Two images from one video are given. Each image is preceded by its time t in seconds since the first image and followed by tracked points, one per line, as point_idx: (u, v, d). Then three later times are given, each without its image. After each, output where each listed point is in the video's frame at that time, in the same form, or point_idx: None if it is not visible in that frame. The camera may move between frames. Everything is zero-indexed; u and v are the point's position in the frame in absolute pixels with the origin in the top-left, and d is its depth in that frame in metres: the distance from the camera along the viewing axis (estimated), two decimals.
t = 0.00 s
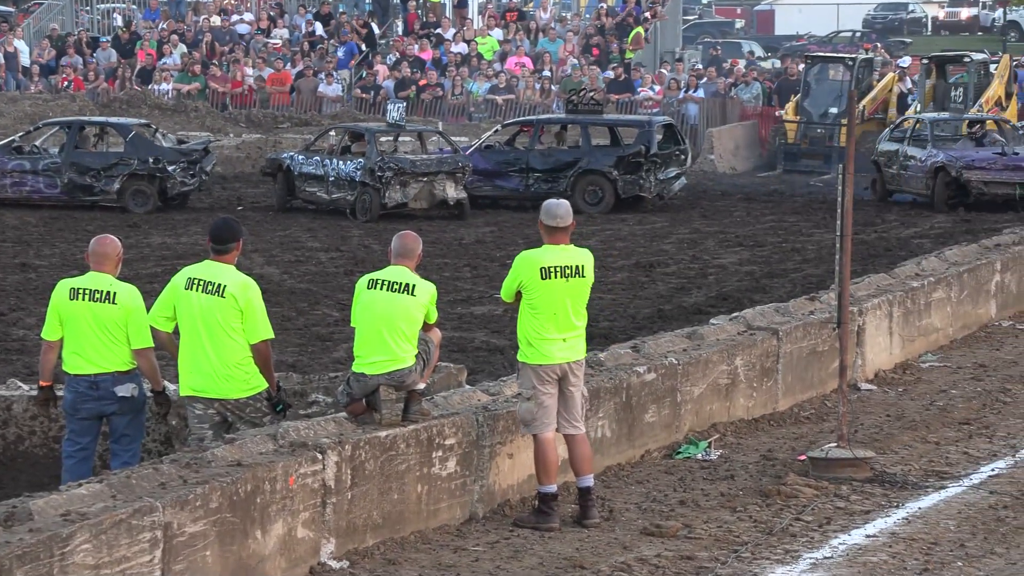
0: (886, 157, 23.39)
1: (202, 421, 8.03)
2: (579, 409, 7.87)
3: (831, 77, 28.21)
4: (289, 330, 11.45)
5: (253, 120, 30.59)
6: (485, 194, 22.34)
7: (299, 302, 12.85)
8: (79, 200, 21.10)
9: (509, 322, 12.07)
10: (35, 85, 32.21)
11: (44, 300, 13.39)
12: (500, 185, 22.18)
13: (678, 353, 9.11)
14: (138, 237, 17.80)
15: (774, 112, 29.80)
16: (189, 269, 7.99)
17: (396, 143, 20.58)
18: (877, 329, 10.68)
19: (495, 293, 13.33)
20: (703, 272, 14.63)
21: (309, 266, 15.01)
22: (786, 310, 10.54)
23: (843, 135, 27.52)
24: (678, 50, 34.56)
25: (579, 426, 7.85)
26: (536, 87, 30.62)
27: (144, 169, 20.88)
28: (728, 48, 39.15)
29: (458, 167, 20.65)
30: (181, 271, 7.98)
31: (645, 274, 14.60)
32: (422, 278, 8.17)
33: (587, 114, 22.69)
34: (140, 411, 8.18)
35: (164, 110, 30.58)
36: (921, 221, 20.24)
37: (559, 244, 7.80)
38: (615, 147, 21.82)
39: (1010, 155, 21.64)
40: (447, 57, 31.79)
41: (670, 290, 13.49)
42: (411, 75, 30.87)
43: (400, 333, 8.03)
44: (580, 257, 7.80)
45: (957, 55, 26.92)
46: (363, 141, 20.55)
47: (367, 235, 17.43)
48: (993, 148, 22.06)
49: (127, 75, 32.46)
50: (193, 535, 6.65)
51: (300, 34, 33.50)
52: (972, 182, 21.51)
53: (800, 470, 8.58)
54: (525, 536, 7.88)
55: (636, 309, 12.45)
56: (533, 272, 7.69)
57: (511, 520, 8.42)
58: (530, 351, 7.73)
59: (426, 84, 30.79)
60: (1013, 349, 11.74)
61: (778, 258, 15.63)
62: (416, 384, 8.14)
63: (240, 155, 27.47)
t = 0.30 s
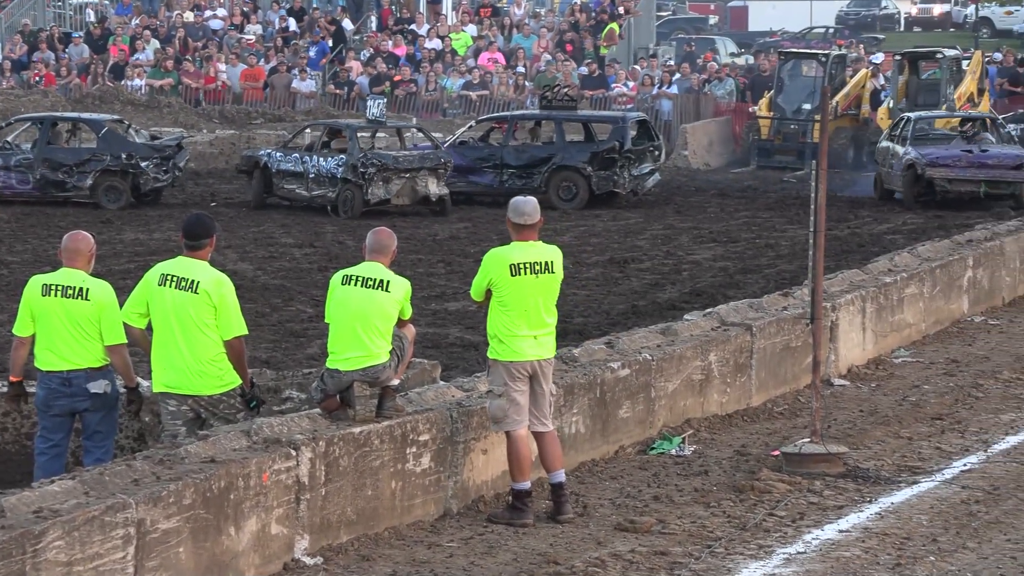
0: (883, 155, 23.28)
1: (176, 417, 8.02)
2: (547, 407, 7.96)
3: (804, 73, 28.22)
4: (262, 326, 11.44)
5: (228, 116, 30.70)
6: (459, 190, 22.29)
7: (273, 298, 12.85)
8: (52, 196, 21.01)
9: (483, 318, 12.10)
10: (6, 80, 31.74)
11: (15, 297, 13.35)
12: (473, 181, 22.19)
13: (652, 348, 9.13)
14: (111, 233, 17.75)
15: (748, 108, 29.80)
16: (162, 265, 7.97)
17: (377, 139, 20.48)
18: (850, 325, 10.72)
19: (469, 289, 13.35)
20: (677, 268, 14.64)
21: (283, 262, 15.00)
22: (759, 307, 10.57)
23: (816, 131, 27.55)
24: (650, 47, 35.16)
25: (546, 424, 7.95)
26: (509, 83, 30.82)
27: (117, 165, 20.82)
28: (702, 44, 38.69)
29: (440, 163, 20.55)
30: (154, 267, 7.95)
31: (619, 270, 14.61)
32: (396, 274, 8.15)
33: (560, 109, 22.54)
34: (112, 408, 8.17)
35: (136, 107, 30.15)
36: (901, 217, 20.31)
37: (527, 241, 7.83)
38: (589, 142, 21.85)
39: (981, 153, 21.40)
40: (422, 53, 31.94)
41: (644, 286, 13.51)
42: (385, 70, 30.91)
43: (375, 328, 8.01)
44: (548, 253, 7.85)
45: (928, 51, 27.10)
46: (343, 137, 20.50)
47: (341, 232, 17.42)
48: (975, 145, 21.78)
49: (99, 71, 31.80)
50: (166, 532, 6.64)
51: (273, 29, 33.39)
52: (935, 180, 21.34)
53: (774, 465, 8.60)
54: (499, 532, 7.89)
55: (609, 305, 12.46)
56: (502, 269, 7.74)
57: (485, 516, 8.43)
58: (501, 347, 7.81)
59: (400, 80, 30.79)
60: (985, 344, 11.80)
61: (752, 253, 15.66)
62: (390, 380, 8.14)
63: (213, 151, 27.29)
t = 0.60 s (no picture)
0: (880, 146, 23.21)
1: (164, 413, 8.00)
2: (535, 403, 7.99)
3: (792, 69, 28.10)
4: (250, 321, 11.45)
5: (215, 111, 30.59)
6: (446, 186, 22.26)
7: (261, 294, 12.85)
8: (39, 191, 20.98)
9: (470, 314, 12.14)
10: None
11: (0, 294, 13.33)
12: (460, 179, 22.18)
13: (640, 344, 9.14)
14: (98, 228, 17.73)
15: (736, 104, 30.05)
16: (150, 261, 7.95)
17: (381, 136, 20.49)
18: (838, 320, 10.74)
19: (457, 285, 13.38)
20: (665, 264, 14.65)
21: (271, 258, 15.00)
22: (747, 301, 10.61)
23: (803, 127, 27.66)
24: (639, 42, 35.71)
25: (536, 419, 7.99)
26: (498, 78, 30.77)
27: (104, 161, 20.78)
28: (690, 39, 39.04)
29: (445, 159, 20.63)
30: (142, 263, 7.94)
31: (607, 265, 14.62)
32: (385, 270, 8.16)
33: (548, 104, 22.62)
34: (100, 404, 8.18)
35: (123, 102, 30.27)
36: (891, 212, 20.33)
37: (512, 236, 7.90)
38: (577, 138, 21.89)
39: (951, 151, 21.29)
40: (409, 49, 31.72)
41: (632, 282, 13.51)
42: (375, 66, 30.75)
43: (363, 324, 8.01)
44: (533, 248, 7.93)
45: (915, 47, 27.03)
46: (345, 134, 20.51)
47: (329, 227, 17.42)
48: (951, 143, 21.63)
49: (87, 66, 31.97)
50: (154, 528, 6.62)
51: (260, 25, 32.84)
52: (900, 178, 21.40)
53: (762, 461, 8.61)
54: (488, 528, 7.89)
55: (598, 301, 12.48)
56: (488, 265, 7.80)
57: (473, 512, 8.43)
58: (487, 344, 7.84)
59: (388, 75, 30.60)
60: (972, 339, 11.83)
61: (740, 249, 15.67)
62: (378, 376, 8.14)
63: (201, 147, 27.04)
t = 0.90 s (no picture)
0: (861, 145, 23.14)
1: (143, 412, 7.99)
2: (515, 401, 8.00)
3: (771, 67, 28.27)
4: (229, 319, 11.46)
5: (195, 109, 30.62)
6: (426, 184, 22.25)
7: (240, 292, 12.84)
8: (18, 190, 20.89)
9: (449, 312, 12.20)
10: None
11: None
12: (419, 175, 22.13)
13: (619, 342, 9.14)
14: (76, 227, 17.66)
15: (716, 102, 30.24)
16: (129, 260, 7.92)
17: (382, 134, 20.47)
18: (817, 318, 10.77)
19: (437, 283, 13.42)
20: (645, 262, 14.66)
21: (251, 256, 14.99)
22: (728, 300, 10.63)
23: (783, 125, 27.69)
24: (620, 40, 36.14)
25: (516, 417, 8.00)
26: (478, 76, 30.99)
27: (83, 159, 20.71)
28: (670, 37, 39.61)
29: (449, 158, 20.56)
30: (121, 261, 7.91)
31: (587, 263, 14.63)
32: (366, 269, 8.16)
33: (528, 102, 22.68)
34: (78, 403, 8.17)
35: (103, 100, 30.19)
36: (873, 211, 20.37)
37: (490, 235, 7.94)
38: (557, 136, 21.90)
39: (905, 151, 21.03)
40: (389, 46, 31.71)
41: (612, 280, 13.53)
42: (356, 64, 30.67)
43: (342, 323, 8.00)
44: (512, 247, 7.95)
45: (895, 45, 27.10)
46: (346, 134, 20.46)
47: (309, 226, 17.41)
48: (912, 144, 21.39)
49: (66, 65, 31.57)
50: (133, 526, 6.60)
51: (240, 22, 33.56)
52: (853, 178, 21.26)
53: (741, 458, 8.63)
54: (467, 526, 7.88)
55: (578, 299, 12.49)
56: (466, 263, 7.83)
57: (454, 510, 8.43)
58: (467, 342, 7.86)
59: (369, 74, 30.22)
60: (951, 337, 11.87)
61: (719, 247, 15.70)
62: (358, 374, 8.12)
63: (181, 145, 27.04)
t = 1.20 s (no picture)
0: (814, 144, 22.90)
1: (116, 411, 7.96)
2: (490, 400, 8.00)
3: (744, 67, 28.34)
4: (203, 318, 11.47)
5: (168, 110, 30.05)
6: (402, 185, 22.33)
7: (214, 291, 12.84)
8: None
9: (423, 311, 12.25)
10: None
11: None
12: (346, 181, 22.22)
13: (594, 342, 9.16)
14: (49, 227, 17.59)
15: (690, 102, 30.00)
16: (102, 259, 7.90)
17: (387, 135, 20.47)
18: (791, 317, 10.81)
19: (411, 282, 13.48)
20: (619, 261, 14.66)
21: (225, 255, 14.99)
22: (703, 299, 10.66)
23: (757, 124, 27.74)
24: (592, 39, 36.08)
25: (491, 416, 8.00)
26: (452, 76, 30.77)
27: (56, 158, 20.65)
28: (644, 36, 39.90)
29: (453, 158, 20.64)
30: (94, 261, 7.88)
31: (562, 263, 14.63)
32: (340, 268, 8.14)
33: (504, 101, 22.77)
34: (50, 402, 8.15)
35: (75, 98, 29.97)
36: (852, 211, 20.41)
37: (464, 234, 7.94)
38: (532, 135, 21.90)
39: (846, 151, 20.83)
40: (364, 45, 31.73)
41: (586, 279, 13.53)
42: (331, 63, 30.67)
43: (317, 322, 7.99)
44: (486, 246, 7.95)
45: (869, 44, 27.07)
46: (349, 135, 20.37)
47: (283, 225, 17.40)
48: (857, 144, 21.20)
49: (39, 63, 31.56)
50: (106, 526, 6.58)
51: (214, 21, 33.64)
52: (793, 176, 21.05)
53: (715, 457, 8.64)
54: (442, 525, 7.88)
55: (552, 298, 12.48)
56: (440, 263, 7.82)
57: (428, 509, 8.42)
58: (441, 341, 7.85)
59: (343, 72, 30.41)
60: (924, 336, 11.92)
61: (694, 246, 15.71)
62: (332, 373, 8.09)
63: (154, 144, 27.01)
